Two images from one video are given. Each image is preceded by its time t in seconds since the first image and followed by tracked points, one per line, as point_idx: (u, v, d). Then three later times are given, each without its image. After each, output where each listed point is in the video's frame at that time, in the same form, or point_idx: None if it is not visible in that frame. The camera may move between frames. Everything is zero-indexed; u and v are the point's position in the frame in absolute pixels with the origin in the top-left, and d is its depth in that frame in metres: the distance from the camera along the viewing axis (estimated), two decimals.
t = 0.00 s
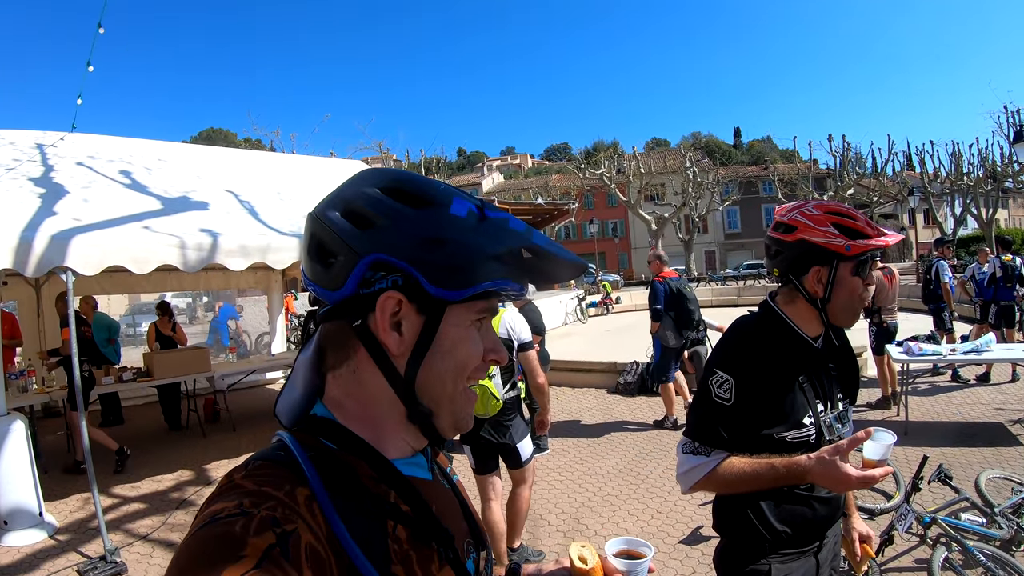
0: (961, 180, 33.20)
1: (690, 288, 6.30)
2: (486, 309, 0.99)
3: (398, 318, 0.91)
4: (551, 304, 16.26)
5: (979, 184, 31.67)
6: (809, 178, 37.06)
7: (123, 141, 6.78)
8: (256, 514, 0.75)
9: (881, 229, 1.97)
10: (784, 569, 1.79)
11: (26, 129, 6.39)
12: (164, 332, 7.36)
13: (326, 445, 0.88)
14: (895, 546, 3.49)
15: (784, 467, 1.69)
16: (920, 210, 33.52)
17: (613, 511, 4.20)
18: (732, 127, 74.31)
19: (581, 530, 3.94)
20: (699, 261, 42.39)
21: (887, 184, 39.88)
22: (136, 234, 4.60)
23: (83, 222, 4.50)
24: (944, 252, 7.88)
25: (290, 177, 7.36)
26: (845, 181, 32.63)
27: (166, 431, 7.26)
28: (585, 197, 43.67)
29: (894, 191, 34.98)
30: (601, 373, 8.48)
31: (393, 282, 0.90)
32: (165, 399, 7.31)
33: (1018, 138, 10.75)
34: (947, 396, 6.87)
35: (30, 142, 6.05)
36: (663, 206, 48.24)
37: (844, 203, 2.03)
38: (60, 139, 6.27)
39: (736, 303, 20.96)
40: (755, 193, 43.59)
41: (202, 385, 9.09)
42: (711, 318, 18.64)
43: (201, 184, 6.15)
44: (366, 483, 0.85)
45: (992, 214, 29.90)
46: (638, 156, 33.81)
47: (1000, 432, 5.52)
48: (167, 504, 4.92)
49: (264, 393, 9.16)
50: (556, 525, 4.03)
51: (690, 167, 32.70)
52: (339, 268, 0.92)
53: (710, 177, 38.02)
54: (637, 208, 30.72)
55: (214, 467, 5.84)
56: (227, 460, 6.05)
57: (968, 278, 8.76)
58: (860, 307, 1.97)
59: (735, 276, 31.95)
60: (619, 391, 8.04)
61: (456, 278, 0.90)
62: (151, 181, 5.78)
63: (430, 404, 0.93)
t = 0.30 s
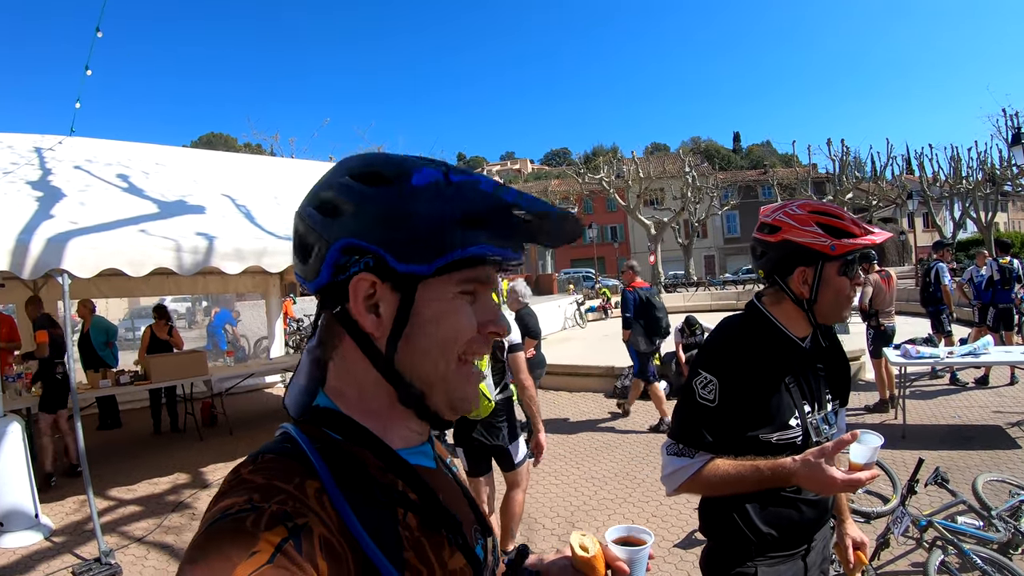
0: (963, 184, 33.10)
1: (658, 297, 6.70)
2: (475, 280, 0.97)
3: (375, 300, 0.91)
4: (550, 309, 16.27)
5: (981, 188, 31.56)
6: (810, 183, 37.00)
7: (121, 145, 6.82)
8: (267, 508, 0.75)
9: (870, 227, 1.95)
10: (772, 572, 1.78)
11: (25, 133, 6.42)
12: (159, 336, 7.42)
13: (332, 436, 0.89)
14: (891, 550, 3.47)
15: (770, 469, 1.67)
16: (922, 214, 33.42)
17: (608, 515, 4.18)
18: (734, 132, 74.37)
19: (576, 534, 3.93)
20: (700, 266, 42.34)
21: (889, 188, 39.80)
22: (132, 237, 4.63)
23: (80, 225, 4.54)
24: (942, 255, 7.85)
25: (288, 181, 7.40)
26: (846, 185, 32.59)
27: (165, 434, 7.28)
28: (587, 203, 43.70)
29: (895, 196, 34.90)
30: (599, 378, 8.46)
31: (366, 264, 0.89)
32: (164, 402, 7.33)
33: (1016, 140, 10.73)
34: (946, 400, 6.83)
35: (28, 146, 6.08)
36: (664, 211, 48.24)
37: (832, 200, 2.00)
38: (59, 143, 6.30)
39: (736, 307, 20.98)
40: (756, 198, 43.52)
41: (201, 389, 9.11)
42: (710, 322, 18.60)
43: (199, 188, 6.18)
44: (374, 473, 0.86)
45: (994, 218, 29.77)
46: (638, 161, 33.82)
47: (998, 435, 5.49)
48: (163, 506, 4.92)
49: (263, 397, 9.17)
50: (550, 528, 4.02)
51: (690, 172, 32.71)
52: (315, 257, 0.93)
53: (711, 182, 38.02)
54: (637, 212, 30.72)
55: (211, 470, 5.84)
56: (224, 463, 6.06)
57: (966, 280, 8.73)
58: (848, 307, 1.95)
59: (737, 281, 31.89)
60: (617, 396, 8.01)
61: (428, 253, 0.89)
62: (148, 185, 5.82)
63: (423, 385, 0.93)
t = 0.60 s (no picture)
0: (962, 192, 33.10)
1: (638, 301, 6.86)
2: (427, 274, 0.99)
3: (351, 306, 1.05)
4: (548, 316, 16.26)
5: (981, 196, 31.54)
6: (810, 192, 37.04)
7: (120, 152, 6.86)
8: (295, 512, 0.75)
9: (861, 232, 1.96)
10: None
11: (24, 140, 6.46)
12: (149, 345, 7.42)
13: (357, 439, 0.91)
14: (890, 556, 3.44)
15: (762, 474, 1.65)
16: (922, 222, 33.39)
17: (606, 523, 4.16)
18: (734, 141, 74.58)
19: (573, 541, 3.90)
20: (701, 275, 42.31)
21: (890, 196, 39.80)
22: (130, 243, 4.65)
23: (78, 230, 4.56)
24: (940, 261, 7.85)
25: (287, 188, 7.44)
26: (845, 193, 32.59)
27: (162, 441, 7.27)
28: (587, 212, 43.76)
29: (895, 204, 34.89)
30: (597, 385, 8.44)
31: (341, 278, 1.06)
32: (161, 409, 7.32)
33: (1014, 145, 10.76)
34: (945, 405, 6.80)
35: (28, 152, 6.12)
36: (665, 220, 48.28)
37: (823, 206, 2.03)
38: (58, 149, 6.34)
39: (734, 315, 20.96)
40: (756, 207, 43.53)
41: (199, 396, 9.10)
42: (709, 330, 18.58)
43: (198, 195, 6.22)
44: (399, 479, 0.88)
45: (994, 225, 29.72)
46: (637, 169, 33.91)
47: (998, 440, 5.45)
48: (160, 512, 4.91)
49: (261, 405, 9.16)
50: (547, 536, 3.99)
51: (689, 181, 32.78)
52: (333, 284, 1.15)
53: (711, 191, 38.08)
54: (636, 221, 30.74)
55: (208, 476, 5.83)
56: (222, 469, 6.04)
57: (964, 286, 8.74)
58: (841, 313, 1.95)
59: (737, 289, 31.81)
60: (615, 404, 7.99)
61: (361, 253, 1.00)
62: (147, 192, 5.86)
63: (392, 382, 0.99)
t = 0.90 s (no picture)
0: (957, 198, 33.29)
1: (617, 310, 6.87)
2: (436, 276, 1.03)
3: (364, 311, 1.09)
4: (545, 324, 16.22)
5: (976, 202, 31.70)
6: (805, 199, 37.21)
7: (113, 157, 6.84)
8: (302, 503, 0.81)
9: (888, 229, 1.96)
10: None
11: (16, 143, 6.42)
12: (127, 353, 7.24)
13: (367, 438, 0.96)
14: (898, 565, 3.42)
15: (789, 485, 1.65)
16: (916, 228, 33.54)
17: (607, 534, 4.12)
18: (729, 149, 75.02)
19: (574, 553, 3.87)
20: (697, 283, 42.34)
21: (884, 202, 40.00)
22: (119, 248, 4.63)
23: (67, 235, 4.55)
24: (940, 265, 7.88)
25: (282, 193, 7.43)
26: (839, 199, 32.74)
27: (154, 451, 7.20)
28: (582, 220, 43.84)
29: (889, 210, 35.06)
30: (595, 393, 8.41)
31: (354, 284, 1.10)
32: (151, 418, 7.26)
33: (1011, 150, 10.84)
34: (947, 411, 6.79)
35: (19, 156, 6.09)
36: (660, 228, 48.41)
37: (849, 203, 2.02)
38: (50, 153, 6.31)
39: (731, 322, 20.98)
40: (751, 214, 43.65)
41: (191, 406, 9.03)
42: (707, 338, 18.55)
43: (190, 200, 6.20)
44: (404, 475, 0.93)
45: (989, 230, 29.87)
46: (633, 176, 34.03)
47: (1001, 445, 5.45)
48: (151, 524, 4.85)
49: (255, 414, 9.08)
50: (547, 548, 3.96)
51: (684, 188, 32.89)
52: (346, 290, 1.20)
53: (706, 197, 38.24)
54: (632, 228, 30.79)
55: (200, 487, 5.77)
56: (215, 480, 5.98)
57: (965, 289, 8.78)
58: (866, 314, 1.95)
59: (732, 296, 31.82)
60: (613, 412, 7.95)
61: (371, 259, 1.04)
62: (138, 197, 5.84)
63: (404, 383, 1.03)
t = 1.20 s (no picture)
0: (943, 206, 33.80)
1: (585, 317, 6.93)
2: (444, 282, 1.06)
3: (370, 315, 1.10)
4: (540, 333, 16.21)
5: (962, 209, 32.21)
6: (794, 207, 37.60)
7: (98, 159, 6.75)
8: (287, 499, 0.82)
9: (936, 225, 1.88)
10: None
11: None
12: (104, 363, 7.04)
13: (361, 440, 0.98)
14: None
15: (837, 510, 1.52)
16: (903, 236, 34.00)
17: (607, 549, 4.09)
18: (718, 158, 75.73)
19: (572, 569, 3.84)
20: (686, 291, 42.60)
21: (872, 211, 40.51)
22: (98, 251, 4.57)
23: (45, 237, 4.48)
24: (939, 272, 7.99)
25: (272, 199, 7.37)
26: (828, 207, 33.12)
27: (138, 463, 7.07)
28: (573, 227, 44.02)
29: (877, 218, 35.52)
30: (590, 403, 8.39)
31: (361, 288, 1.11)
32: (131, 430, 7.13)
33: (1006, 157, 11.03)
34: (945, 418, 6.84)
35: None
36: (651, 236, 48.70)
37: (896, 196, 1.93)
38: (32, 154, 6.21)
39: (724, 329, 21.09)
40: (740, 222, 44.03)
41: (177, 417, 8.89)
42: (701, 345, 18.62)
43: (175, 205, 6.14)
44: (392, 476, 0.94)
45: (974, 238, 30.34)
46: (623, 184, 34.32)
47: (1003, 451, 5.51)
48: (133, 539, 4.75)
49: (242, 424, 8.95)
50: (545, 564, 3.93)
51: (675, 195, 33.15)
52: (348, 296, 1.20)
53: (695, 205, 38.55)
54: (623, 236, 30.96)
55: (185, 500, 5.66)
56: (200, 493, 5.88)
57: (963, 295, 8.90)
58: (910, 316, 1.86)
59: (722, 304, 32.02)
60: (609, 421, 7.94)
61: (381, 263, 1.05)
62: (120, 201, 5.77)
63: (407, 387, 1.04)
